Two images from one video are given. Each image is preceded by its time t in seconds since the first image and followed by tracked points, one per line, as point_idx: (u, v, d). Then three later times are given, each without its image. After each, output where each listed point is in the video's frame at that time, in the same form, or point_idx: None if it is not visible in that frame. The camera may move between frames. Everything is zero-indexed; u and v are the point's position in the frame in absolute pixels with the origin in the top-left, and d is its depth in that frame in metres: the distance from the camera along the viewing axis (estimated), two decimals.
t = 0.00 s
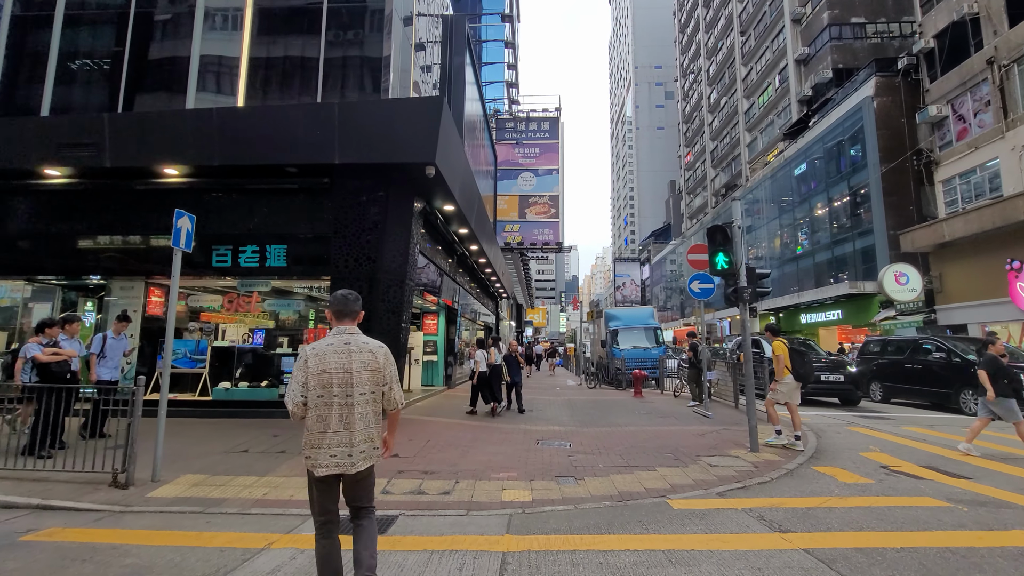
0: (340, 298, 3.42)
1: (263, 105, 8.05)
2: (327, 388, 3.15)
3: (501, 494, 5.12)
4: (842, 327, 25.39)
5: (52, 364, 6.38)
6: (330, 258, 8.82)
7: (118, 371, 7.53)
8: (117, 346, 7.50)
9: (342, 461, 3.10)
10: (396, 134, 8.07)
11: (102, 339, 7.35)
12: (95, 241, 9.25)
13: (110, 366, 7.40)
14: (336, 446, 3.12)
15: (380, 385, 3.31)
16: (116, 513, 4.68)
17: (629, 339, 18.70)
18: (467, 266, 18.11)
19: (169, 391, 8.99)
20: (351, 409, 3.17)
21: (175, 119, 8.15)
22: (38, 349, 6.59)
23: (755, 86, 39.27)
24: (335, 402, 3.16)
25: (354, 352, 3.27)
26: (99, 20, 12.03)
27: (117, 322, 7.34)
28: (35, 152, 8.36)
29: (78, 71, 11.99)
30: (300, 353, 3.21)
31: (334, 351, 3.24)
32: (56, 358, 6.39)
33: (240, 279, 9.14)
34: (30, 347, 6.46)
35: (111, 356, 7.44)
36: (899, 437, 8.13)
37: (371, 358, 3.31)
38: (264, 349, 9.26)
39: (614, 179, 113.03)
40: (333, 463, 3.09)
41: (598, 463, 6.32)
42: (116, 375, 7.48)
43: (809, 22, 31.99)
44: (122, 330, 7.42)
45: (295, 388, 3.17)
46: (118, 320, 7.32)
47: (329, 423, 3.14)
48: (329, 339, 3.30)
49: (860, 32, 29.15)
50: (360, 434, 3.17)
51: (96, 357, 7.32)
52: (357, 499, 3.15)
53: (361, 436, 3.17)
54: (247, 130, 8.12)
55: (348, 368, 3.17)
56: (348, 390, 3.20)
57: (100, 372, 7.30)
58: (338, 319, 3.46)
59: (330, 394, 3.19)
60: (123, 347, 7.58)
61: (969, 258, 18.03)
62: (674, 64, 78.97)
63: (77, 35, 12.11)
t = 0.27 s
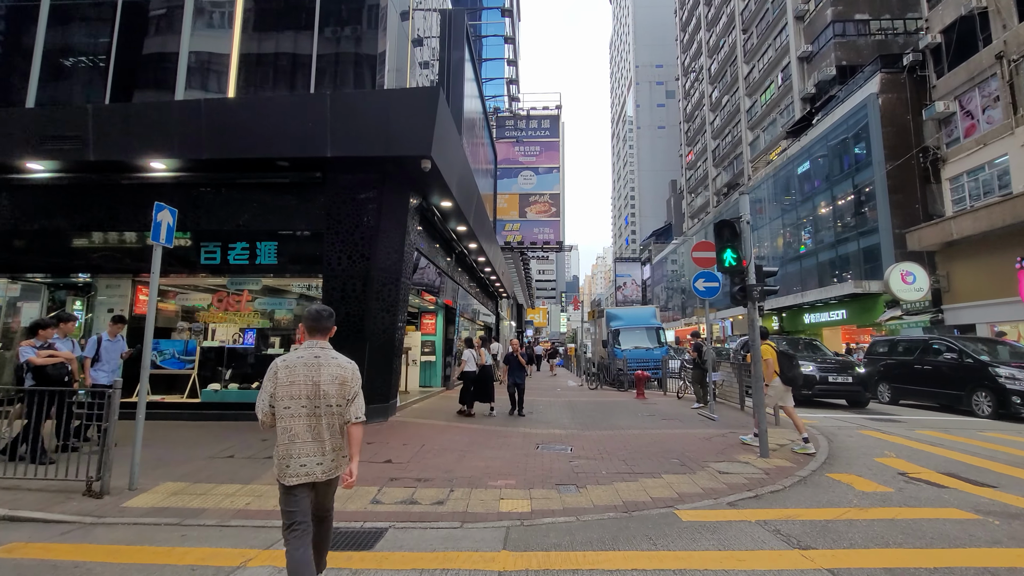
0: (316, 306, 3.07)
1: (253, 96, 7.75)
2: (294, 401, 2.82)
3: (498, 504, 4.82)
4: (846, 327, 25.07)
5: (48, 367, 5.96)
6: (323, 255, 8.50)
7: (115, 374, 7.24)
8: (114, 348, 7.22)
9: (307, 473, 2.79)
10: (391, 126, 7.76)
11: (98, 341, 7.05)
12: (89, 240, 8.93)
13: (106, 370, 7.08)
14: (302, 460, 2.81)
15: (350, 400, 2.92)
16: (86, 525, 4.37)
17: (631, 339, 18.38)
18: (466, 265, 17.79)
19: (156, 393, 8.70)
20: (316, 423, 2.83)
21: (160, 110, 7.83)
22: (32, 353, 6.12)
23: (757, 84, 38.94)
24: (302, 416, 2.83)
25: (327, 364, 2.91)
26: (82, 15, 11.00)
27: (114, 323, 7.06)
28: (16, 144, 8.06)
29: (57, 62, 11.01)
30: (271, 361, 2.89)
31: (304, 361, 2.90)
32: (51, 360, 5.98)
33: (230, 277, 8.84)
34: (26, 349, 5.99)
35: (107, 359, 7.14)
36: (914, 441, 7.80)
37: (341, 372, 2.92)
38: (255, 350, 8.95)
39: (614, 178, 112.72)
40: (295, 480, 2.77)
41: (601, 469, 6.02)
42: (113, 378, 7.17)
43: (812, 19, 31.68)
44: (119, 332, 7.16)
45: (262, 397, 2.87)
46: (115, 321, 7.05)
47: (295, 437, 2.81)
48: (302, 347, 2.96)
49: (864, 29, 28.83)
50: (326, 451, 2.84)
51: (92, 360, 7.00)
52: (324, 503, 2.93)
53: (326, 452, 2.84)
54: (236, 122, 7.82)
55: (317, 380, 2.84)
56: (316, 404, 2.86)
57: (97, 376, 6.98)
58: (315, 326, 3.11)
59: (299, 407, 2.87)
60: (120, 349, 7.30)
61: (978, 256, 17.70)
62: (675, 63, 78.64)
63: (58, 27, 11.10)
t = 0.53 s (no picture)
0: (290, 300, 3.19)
1: (242, 85, 7.46)
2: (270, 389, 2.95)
3: (499, 512, 4.52)
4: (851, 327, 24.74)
5: (48, 365, 5.66)
6: (316, 251, 8.21)
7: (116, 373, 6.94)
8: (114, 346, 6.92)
9: (281, 455, 2.90)
10: (386, 116, 7.47)
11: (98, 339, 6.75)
12: (85, 239, 8.70)
13: (107, 368, 6.79)
14: (275, 442, 2.93)
15: (324, 386, 3.12)
16: (57, 535, 4.08)
17: (633, 338, 18.07)
18: (466, 263, 17.47)
19: (146, 394, 8.41)
20: (292, 408, 2.97)
21: (147, 100, 7.56)
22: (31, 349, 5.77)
23: (760, 81, 38.62)
24: (278, 403, 2.96)
25: (301, 354, 3.07)
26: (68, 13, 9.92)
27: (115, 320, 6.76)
28: None
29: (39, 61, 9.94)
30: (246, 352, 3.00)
31: (279, 353, 3.03)
32: (52, 358, 5.68)
33: (222, 273, 8.57)
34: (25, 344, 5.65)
35: (108, 357, 6.85)
36: (931, 443, 7.49)
37: (316, 362, 3.10)
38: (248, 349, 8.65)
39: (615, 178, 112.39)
40: (271, 463, 2.90)
41: (606, 474, 5.73)
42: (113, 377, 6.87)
43: (816, 15, 31.36)
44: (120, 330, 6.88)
45: (238, 386, 2.96)
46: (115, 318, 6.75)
47: (270, 422, 2.93)
48: (277, 338, 3.09)
49: (868, 25, 28.50)
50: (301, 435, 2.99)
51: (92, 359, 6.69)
52: (298, 489, 3.00)
53: (302, 435, 2.98)
54: (226, 113, 7.54)
55: (292, 369, 2.98)
56: (291, 392, 3.00)
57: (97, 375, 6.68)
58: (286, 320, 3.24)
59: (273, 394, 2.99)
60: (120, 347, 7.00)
61: (988, 254, 17.37)
62: (676, 62, 78.29)
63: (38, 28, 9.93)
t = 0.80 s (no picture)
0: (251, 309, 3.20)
1: (234, 72, 7.17)
2: (238, 395, 2.94)
3: (502, 521, 4.23)
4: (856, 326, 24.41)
5: (52, 365, 5.36)
6: (311, 246, 7.90)
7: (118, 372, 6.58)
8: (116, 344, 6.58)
9: (254, 461, 2.91)
10: (384, 104, 7.18)
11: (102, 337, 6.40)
12: (81, 236, 8.43)
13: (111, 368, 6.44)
14: (245, 448, 2.93)
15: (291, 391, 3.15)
16: (26, 546, 3.78)
17: (637, 338, 17.77)
18: (466, 261, 17.16)
19: (135, 394, 8.11)
20: (263, 415, 2.98)
21: (135, 89, 7.27)
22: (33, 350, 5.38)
23: (763, 79, 38.34)
24: (247, 409, 2.95)
25: (268, 359, 3.09)
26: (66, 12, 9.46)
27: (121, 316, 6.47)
28: None
29: (28, 58, 9.40)
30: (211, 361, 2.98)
31: (244, 360, 3.03)
32: (57, 359, 5.39)
33: (214, 269, 8.27)
34: (27, 344, 5.28)
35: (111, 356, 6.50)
36: (951, 446, 7.19)
37: (282, 367, 3.11)
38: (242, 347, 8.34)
39: (616, 178, 112.10)
40: (242, 469, 2.88)
41: (614, 479, 5.43)
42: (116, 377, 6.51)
43: (820, 12, 31.08)
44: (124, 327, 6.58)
45: (203, 395, 2.92)
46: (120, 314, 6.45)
47: (238, 429, 2.92)
48: (241, 347, 3.09)
49: (873, 22, 28.21)
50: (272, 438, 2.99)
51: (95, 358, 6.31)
52: (268, 495, 2.98)
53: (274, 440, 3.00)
54: (217, 102, 7.25)
55: (259, 374, 2.99)
56: (258, 397, 3.00)
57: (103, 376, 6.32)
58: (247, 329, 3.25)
59: (240, 401, 2.98)
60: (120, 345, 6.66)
61: (999, 251, 17.06)
62: (678, 61, 78.06)
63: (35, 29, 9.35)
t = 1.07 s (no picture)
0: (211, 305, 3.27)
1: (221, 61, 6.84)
2: (191, 389, 3.01)
3: (501, 539, 3.90)
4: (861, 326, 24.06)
5: (42, 368, 5.04)
6: (302, 244, 7.57)
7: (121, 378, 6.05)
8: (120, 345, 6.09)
9: (207, 453, 2.99)
10: (378, 95, 6.85)
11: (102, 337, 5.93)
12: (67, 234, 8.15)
13: (112, 371, 5.91)
14: (195, 441, 2.99)
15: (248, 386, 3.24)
16: None
17: (639, 338, 17.44)
18: (466, 261, 16.84)
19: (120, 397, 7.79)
20: (217, 409, 3.06)
21: (118, 79, 6.94)
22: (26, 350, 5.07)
23: (766, 77, 37.98)
24: (200, 402, 3.03)
25: (225, 355, 3.16)
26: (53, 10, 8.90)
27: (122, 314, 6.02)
28: None
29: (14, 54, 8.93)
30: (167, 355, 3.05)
31: (200, 355, 3.10)
32: (47, 360, 5.07)
33: (202, 268, 7.95)
34: (18, 344, 5.00)
35: (114, 358, 5.99)
36: (973, 452, 6.86)
37: (239, 361, 3.21)
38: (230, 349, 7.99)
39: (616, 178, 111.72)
40: (191, 460, 2.95)
41: (621, 490, 5.11)
42: (118, 383, 5.99)
43: (824, 8, 30.72)
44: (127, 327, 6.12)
45: (157, 387, 2.99)
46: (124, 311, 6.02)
47: (190, 422, 2.99)
48: (198, 342, 3.16)
49: (878, 18, 27.86)
50: (224, 432, 3.07)
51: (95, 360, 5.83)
52: (218, 485, 3.11)
53: (228, 433, 3.09)
54: (203, 93, 6.91)
55: (214, 370, 3.06)
56: (212, 391, 3.07)
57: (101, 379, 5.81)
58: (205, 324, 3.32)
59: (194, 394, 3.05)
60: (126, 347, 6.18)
61: (1010, 250, 16.71)
62: (679, 60, 77.68)
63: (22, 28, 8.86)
